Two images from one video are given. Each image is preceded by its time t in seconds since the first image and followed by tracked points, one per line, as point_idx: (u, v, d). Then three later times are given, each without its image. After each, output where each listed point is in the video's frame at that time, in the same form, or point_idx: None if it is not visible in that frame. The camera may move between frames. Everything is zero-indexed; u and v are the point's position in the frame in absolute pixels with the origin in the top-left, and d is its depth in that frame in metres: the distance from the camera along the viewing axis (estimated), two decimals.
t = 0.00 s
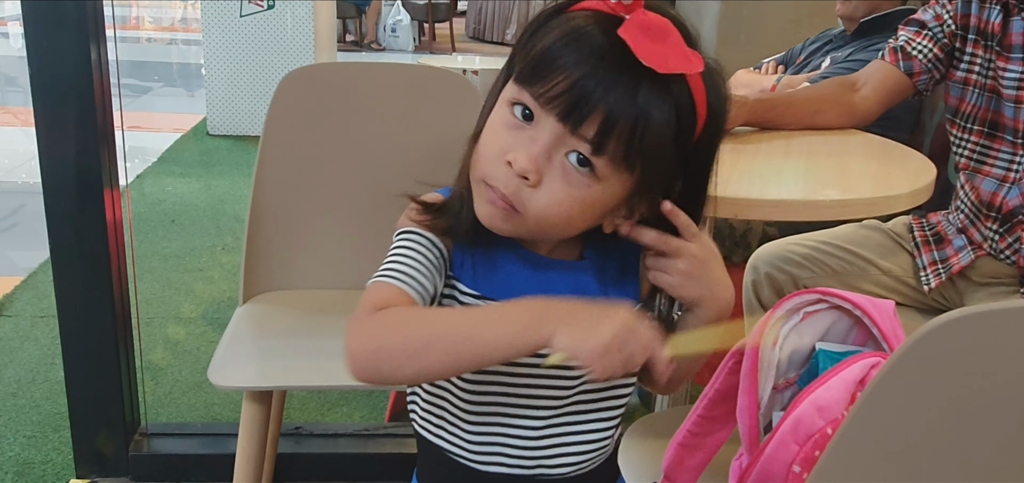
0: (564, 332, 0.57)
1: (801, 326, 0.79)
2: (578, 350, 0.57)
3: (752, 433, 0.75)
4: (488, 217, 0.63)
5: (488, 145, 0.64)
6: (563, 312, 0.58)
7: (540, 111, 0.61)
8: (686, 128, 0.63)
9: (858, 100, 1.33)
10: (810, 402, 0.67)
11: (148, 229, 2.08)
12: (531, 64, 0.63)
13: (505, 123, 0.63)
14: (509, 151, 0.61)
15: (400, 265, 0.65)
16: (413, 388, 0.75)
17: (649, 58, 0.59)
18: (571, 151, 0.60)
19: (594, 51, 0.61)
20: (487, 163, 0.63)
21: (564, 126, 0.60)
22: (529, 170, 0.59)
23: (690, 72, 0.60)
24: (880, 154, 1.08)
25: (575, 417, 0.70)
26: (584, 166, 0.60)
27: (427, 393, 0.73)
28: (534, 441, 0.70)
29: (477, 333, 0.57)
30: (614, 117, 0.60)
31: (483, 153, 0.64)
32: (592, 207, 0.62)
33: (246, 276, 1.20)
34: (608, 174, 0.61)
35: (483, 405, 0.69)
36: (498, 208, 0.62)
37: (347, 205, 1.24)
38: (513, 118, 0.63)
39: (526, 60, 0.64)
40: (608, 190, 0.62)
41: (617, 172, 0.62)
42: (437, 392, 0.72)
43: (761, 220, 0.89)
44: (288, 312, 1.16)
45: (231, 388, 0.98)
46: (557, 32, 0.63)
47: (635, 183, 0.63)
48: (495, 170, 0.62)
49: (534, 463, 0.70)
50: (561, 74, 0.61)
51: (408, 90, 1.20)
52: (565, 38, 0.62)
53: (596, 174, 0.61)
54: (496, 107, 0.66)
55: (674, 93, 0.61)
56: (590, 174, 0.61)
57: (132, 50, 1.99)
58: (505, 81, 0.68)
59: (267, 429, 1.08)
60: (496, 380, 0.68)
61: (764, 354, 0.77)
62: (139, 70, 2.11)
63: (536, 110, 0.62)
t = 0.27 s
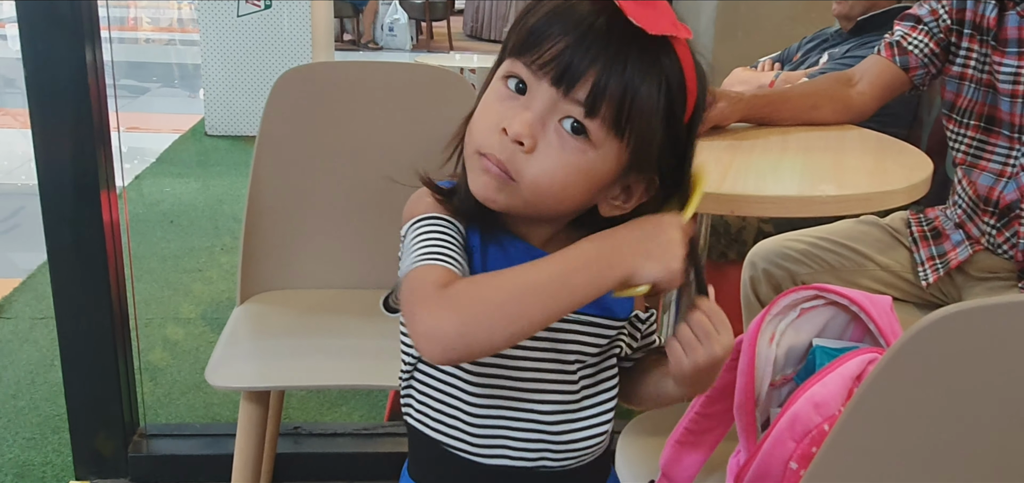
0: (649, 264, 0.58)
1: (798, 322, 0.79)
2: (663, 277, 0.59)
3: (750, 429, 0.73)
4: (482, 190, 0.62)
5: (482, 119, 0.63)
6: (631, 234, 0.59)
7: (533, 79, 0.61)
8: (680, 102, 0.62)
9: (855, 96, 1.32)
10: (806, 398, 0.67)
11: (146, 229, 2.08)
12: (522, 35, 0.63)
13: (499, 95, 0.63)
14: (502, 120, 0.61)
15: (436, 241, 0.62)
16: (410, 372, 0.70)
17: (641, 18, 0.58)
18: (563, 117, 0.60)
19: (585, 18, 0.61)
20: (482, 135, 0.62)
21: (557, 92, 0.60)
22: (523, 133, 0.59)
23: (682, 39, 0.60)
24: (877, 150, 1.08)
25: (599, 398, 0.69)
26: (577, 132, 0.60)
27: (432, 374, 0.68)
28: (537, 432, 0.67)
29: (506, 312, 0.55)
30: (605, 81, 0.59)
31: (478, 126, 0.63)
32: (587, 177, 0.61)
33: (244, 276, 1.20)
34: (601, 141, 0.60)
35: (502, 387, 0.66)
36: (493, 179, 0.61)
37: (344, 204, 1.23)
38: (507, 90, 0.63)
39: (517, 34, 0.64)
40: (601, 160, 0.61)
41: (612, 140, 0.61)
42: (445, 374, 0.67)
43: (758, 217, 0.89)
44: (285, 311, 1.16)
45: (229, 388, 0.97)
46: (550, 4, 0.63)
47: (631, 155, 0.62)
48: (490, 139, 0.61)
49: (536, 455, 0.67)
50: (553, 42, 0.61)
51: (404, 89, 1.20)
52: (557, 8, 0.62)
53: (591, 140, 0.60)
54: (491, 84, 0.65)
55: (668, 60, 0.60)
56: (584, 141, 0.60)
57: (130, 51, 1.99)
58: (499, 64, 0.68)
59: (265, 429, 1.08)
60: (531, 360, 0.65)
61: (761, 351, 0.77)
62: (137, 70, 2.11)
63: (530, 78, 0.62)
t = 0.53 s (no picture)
0: (530, 330, 0.56)
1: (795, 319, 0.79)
2: (539, 356, 0.54)
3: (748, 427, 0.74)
4: (505, 189, 0.62)
5: (497, 117, 0.64)
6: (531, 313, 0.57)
7: (550, 72, 0.63)
8: (690, 90, 0.66)
9: (850, 92, 1.32)
10: (803, 396, 0.66)
11: (143, 230, 2.08)
12: (533, 33, 0.65)
13: (513, 92, 0.64)
14: (523, 114, 0.62)
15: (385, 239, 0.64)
16: (419, 361, 0.71)
17: (655, 3, 0.63)
18: (585, 108, 0.62)
19: (597, 11, 0.64)
20: (500, 131, 0.62)
21: (578, 83, 0.62)
22: (547, 127, 0.60)
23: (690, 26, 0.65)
24: (874, 146, 1.08)
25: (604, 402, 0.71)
26: (599, 122, 0.62)
27: (445, 360, 0.69)
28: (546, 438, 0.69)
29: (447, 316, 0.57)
30: (625, 70, 0.62)
31: (494, 126, 0.63)
32: (611, 165, 0.63)
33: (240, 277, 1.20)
34: (623, 129, 0.62)
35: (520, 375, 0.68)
36: (517, 176, 0.61)
37: (340, 205, 1.23)
38: (522, 86, 0.64)
39: (524, 34, 0.66)
40: (622, 148, 0.63)
41: (632, 127, 0.63)
42: (460, 358, 0.68)
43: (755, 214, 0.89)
44: (282, 312, 1.16)
45: (226, 389, 0.97)
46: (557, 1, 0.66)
47: (649, 143, 0.65)
48: (510, 135, 0.62)
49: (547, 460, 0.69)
50: (568, 36, 0.63)
51: (400, 88, 1.20)
52: (566, 5, 0.65)
53: (613, 129, 0.62)
54: (499, 83, 0.67)
55: (679, 49, 0.64)
56: (608, 129, 0.62)
57: (125, 52, 1.99)
58: (500, 66, 0.69)
59: (263, 430, 1.08)
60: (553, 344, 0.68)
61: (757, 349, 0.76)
62: (134, 71, 2.11)
63: (548, 72, 0.63)
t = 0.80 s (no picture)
0: (574, 255, 0.58)
1: (792, 317, 0.79)
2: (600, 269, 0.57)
3: (746, 427, 0.74)
4: (475, 184, 0.63)
5: (478, 113, 0.65)
6: (565, 237, 0.59)
7: (530, 74, 0.63)
8: (677, 104, 0.63)
9: (845, 91, 1.34)
10: (801, 395, 0.66)
11: (139, 234, 2.07)
12: (524, 34, 0.66)
13: (496, 91, 0.65)
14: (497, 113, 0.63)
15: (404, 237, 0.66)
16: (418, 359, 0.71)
17: (637, 16, 0.60)
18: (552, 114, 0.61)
19: (583, 18, 0.63)
20: (475, 129, 0.64)
21: (552, 88, 0.62)
22: (514, 128, 0.60)
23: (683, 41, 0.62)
24: (869, 143, 1.08)
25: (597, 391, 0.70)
26: (570, 130, 0.61)
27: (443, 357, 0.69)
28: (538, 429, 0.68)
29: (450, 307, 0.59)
30: (598, 79, 0.61)
31: (474, 122, 0.65)
32: (579, 175, 0.61)
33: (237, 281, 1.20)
34: (592, 137, 0.61)
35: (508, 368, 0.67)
36: (484, 173, 0.63)
37: (336, 207, 1.23)
38: (505, 85, 0.65)
39: (520, 33, 0.67)
40: (592, 156, 0.61)
41: (603, 138, 0.61)
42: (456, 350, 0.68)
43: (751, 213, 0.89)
44: (279, 315, 1.16)
45: (222, 393, 0.97)
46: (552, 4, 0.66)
47: (623, 155, 0.63)
48: (481, 132, 0.63)
49: (544, 452, 0.69)
50: (551, 40, 0.63)
51: (395, 90, 1.20)
52: (558, 9, 0.65)
53: (582, 137, 0.61)
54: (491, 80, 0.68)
55: (663, 63, 0.61)
56: (575, 137, 0.61)
57: (121, 55, 1.98)
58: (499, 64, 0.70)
59: (261, 433, 1.08)
60: (545, 338, 0.67)
61: (755, 348, 0.76)
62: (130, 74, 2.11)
63: (527, 73, 0.64)
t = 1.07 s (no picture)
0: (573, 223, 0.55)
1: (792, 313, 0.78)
2: (587, 219, 0.55)
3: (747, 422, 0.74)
4: (477, 177, 0.62)
5: (478, 107, 0.64)
6: (553, 201, 0.56)
7: (532, 67, 0.62)
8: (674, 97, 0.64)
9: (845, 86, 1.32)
10: (802, 390, 0.66)
11: (137, 235, 2.07)
12: (521, 28, 0.65)
13: (496, 85, 0.64)
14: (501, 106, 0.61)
15: (409, 235, 0.65)
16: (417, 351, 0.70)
17: (642, 12, 0.60)
18: (558, 107, 0.61)
19: (584, 11, 0.62)
20: (478, 122, 0.62)
21: (556, 81, 0.61)
22: (521, 121, 0.60)
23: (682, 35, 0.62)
24: (868, 137, 1.08)
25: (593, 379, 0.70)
26: (575, 123, 0.61)
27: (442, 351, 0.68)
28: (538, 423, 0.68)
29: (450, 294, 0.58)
30: (605, 71, 0.61)
31: (474, 114, 0.63)
32: (582, 167, 0.62)
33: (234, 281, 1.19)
34: (597, 130, 0.61)
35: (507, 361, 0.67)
36: (488, 166, 0.61)
37: (334, 207, 1.23)
38: (504, 78, 0.64)
39: (517, 27, 0.65)
40: (595, 149, 0.62)
41: (607, 131, 0.62)
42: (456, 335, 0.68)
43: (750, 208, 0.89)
44: (277, 315, 1.15)
45: (221, 393, 0.97)
46: None
47: (625, 147, 0.63)
48: (486, 125, 0.61)
49: (544, 444, 0.68)
50: (553, 33, 0.63)
51: (392, 88, 1.19)
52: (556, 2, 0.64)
53: (587, 130, 0.61)
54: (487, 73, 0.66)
55: (664, 58, 0.62)
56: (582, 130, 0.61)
57: (117, 56, 1.98)
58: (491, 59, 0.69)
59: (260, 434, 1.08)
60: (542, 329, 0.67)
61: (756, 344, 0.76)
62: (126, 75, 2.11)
63: (529, 66, 0.62)
